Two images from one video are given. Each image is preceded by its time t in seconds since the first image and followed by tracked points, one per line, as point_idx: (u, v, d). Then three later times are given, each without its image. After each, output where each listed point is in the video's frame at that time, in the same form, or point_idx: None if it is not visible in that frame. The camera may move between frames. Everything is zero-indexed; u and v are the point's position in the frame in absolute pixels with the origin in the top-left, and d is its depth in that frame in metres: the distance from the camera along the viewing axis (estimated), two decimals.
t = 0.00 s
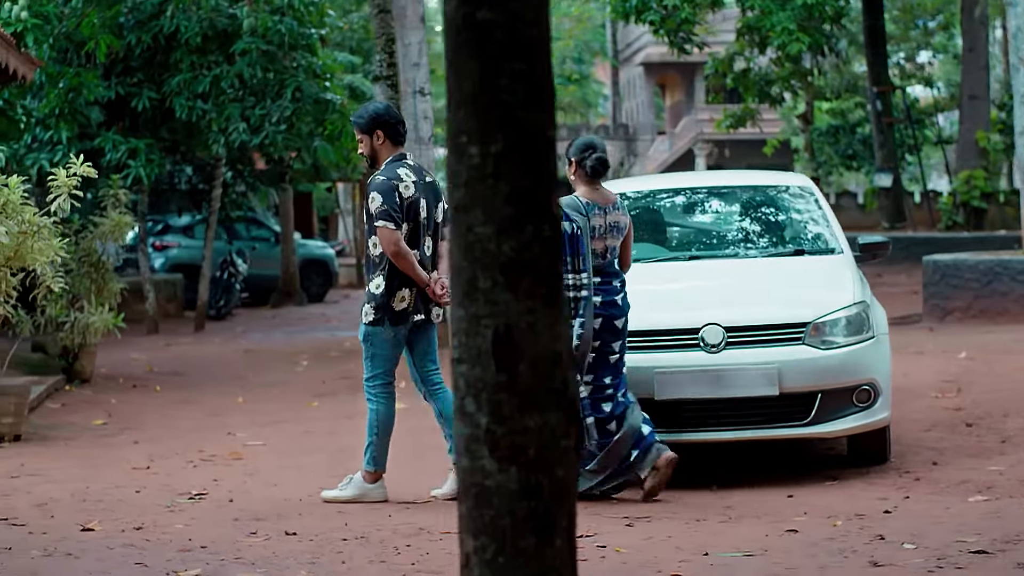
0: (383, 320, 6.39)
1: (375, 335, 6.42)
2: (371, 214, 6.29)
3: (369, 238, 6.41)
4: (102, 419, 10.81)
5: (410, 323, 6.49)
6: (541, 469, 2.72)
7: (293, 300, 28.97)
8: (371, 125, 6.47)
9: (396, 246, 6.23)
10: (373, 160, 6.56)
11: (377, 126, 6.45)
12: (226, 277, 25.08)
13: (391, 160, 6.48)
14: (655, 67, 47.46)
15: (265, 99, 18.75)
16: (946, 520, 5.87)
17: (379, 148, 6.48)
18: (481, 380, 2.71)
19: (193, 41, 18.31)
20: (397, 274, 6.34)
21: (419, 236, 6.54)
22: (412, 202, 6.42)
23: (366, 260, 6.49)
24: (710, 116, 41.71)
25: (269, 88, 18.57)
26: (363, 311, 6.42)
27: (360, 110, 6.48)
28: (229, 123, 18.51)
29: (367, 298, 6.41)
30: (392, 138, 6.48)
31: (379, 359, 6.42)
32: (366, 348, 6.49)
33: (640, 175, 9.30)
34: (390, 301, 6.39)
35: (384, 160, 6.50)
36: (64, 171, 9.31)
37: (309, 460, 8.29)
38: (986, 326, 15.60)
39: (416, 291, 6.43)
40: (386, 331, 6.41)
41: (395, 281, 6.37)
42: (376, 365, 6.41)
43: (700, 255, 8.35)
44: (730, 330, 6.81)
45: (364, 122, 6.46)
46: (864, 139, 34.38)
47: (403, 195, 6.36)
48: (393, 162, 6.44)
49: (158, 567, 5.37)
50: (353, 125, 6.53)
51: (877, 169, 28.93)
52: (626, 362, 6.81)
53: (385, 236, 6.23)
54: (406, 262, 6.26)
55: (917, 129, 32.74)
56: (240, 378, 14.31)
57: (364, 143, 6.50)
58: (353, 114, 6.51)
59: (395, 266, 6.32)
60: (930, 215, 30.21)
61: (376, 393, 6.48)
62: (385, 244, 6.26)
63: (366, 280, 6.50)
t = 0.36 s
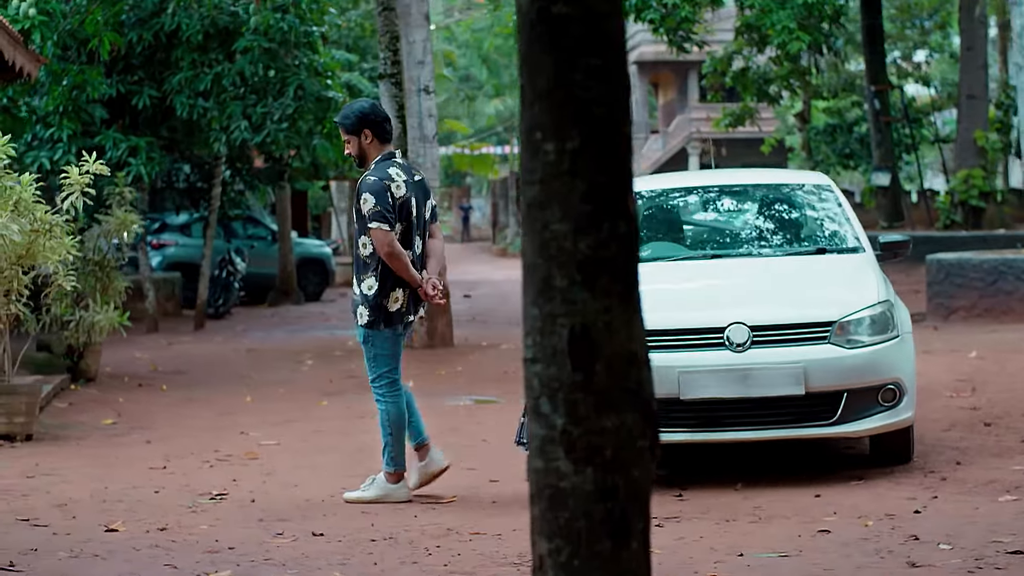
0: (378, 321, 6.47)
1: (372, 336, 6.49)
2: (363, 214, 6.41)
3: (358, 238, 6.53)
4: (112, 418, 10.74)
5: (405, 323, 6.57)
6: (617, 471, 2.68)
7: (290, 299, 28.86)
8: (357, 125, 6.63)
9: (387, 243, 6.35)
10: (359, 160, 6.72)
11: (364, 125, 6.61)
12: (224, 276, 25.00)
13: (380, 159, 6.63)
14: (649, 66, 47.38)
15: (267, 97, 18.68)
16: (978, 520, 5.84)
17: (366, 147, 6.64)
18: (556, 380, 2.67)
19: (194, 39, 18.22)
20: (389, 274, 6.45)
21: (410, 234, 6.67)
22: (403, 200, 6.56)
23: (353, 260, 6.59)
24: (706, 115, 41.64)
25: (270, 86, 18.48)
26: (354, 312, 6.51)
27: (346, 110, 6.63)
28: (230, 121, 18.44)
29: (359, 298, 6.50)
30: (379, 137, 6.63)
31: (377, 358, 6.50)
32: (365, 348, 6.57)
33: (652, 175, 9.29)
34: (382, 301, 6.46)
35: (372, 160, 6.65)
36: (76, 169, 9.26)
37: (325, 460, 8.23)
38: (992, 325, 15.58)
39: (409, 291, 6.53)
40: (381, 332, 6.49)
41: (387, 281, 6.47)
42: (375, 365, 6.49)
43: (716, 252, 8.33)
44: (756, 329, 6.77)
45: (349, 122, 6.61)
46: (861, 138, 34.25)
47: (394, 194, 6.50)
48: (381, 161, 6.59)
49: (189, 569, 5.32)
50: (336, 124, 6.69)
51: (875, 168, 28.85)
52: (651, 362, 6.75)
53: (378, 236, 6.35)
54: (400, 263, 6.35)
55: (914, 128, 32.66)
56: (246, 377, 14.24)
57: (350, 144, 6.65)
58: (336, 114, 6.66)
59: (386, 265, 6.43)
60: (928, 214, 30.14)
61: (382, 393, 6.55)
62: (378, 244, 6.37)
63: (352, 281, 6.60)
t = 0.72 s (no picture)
0: (399, 323, 6.50)
1: (394, 338, 6.52)
2: (385, 216, 6.42)
3: (372, 241, 6.54)
4: (124, 418, 10.70)
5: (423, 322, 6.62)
6: (701, 474, 2.64)
7: (289, 299, 28.85)
8: (362, 127, 6.59)
9: (408, 245, 6.39)
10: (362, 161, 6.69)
11: (370, 126, 6.58)
12: (224, 276, 24.95)
13: (388, 159, 6.62)
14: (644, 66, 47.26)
15: (270, 96, 18.60)
16: (1013, 521, 5.81)
17: (373, 149, 6.62)
18: (639, 381, 2.63)
19: (197, 38, 18.11)
20: (409, 275, 6.49)
21: (423, 232, 6.70)
22: (420, 201, 6.56)
23: (365, 263, 6.59)
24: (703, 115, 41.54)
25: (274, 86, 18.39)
26: (374, 315, 6.52)
27: (349, 112, 6.57)
28: (234, 121, 18.37)
29: (377, 300, 6.53)
30: (385, 137, 6.62)
31: (401, 359, 6.54)
32: (382, 352, 6.58)
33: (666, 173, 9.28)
34: (402, 302, 6.50)
35: (379, 161, 6.63)
36: (91, 168, 9.20)
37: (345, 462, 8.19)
38: (999, 326, 15.53)
39: (427, 290, 6.58)
40: (403, 333, 6.52)
41: (406, 282, 6.50)
42: (397, 366, 6.52)
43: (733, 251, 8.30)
44: (783, 329, 6.72)
45: (354, 124, 6.57)
46: (859, 138, 34.24)
47: (412, 195, 6.51)
48: (391, 162, 6.58)
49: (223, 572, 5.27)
50: (339, 126, 6.62)
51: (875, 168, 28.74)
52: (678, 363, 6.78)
53: (402, 237, 6.39)
54: (423, 263, 6.41)
55: (912, 128, 32.56)
56: (253, 377, 14.18)
57: (356, 145, 6.61)
58: (340, 116, 6.60)
59: (406, 266, 6.47)
60: (927, 214, 30.04)
61: (404, 395, 6.59)
62: (400, 245, 6.40)
63: (365, 285, 6.60)
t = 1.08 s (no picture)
0: (406, 320, 6.50)
1: (401, 335, 6.51)
2: (402, 211, 6.41)
3: (379, 237, 6.51)
4: (133, 417, 10.65)
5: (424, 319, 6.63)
6: (782, 475, 2.67)
7: (285, 299, 28.73)
8: (371, 120, 6.51)
9: (422, 241, 6.40)
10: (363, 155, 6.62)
11: (381, 121, 6.52)
12: (221, 275, 24.85)
13: (394, 155, 6.58)
14: (635, 66, 47.15)
15: (270, 95, 18.48)
16: None
17: (379, 143, 6.56)
18: (721, 382, 2.68)
19: (198, 36, 17.95)
20: (418, 272, 6.51)
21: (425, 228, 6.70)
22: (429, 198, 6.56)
23: (368, 258, 6.55)
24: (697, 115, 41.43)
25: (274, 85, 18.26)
26: (379, 312, 6.50)
27: (360, 106, 6.47)
28: (235, 119, 18.26)
29: (382, 297, 6.51)
30: (393, 133, 6.58)
31: (405, 359, 6.53)
32: (385, 351, 6.55)
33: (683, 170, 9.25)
34: (409, 299, 6.50)
35: (386, 156, 6.58)
36: (104, 166, 9.13)
37: (361, 461, 8.15)
38: (1002, 326, 15.48)
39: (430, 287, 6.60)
40: (409, 330, 6.52)
41: (413, 279, 6.51)
42: (403, 365, 6.51)
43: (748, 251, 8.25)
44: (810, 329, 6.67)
45: (363, 117, 6.49)
46: (855, 137, 34.10)
47: (426, 192, 6.50)
48: (400, 158, 6.54)
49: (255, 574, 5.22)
50: (346, 119, 6.51)
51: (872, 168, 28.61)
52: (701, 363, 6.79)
53: (418, 232, 6.38)
54: (435, 260, 6.45)
55: (907, 128, 32.42)
56: (258, 376, 14.11)
57: (364, 139, 6.53)
58: (349, 109, 6.48)
59: (416, 264, 6.48)
60: (923, 216, 29.91)
61: (408, 394, 6.56)
62: (414, 241, 6.40)
63: (368, 281, 6.56)
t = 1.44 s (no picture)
0: (417, 317, 6.51)
1: (403, 334, 6.49)
2: (418, 208, 6.43)
3: (389, 237, 6.50)
4: (146, 418, 10.60)
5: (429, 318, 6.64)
6: (871, 479, 2.70)
7: (284, 299, 28.64)
8: (374, 121, 6.51)
9: (436, 234, 6.43)
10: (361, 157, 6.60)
11: (384, 121, 6.52)
12: (222, 276, 24.75)
13: (397, 156, 6.59)
14: (631, 67, 47.08)
15: (274, 96, 18.38)
16: None
17: (382, 144, 6.56)
18: (809, 384, 2.71)
19: (202, 36, 17.83)
20: (429, 269, 6.53)
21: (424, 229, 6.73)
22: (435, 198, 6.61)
23: (376, 259, 6.53)
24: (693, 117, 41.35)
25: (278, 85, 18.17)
26: (387, 309, 6.47)
27: (363, 106, 6.45)
28: (238, 119, 18.15)
29: (392, 295, 6.49)
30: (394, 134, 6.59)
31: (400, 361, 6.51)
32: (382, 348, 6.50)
33: (715, 175, 9.30)
34: (420, 297, 6.52)
35: (388, 157, 6.59)
36: (120, 166, 9.05)
37: (382, 464, 8.10)
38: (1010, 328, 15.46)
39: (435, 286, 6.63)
40: (416, 327, 6.53)
41: (424, 277, 6.53)
42: (397, 364, 6.48)
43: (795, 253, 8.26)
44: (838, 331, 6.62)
45: (366, 118, 6.47)
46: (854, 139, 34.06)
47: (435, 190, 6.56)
48: (405, 158, 6.56)
49: None
50: (348, 121, 6.48)
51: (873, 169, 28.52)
52: (731, 363, 6.65)
53: (435, 229, 6.41)
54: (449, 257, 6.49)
55: (907, 130, 32.33)
56: (266, 377, 14.05)
57: (367, 140, 6.51)
58: (354, 109, 6.45)
59: (428, 261, 6.51)
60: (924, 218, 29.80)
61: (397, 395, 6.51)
62: (431, 237, 6.42)
63: (376, 282, 6.53)
